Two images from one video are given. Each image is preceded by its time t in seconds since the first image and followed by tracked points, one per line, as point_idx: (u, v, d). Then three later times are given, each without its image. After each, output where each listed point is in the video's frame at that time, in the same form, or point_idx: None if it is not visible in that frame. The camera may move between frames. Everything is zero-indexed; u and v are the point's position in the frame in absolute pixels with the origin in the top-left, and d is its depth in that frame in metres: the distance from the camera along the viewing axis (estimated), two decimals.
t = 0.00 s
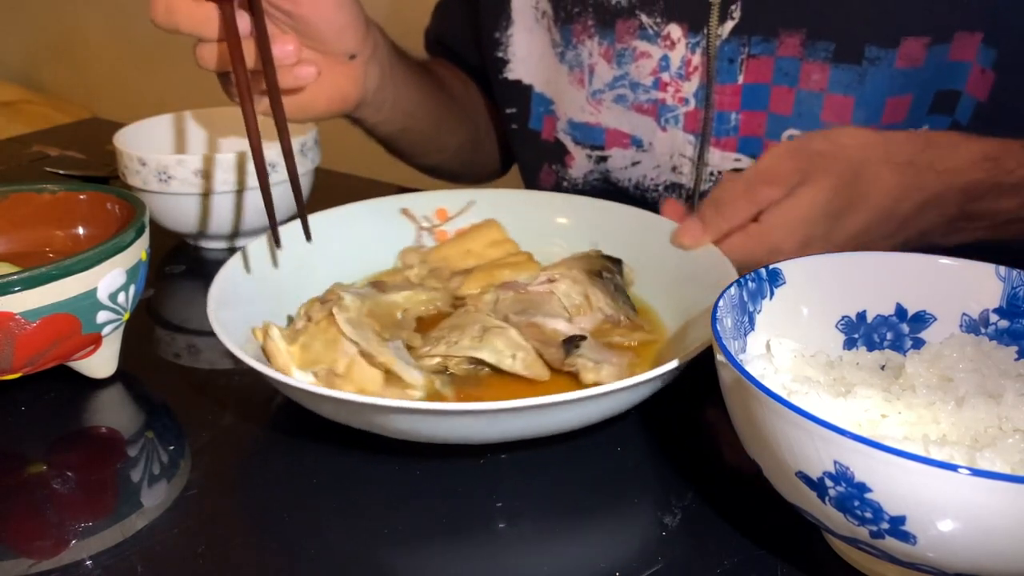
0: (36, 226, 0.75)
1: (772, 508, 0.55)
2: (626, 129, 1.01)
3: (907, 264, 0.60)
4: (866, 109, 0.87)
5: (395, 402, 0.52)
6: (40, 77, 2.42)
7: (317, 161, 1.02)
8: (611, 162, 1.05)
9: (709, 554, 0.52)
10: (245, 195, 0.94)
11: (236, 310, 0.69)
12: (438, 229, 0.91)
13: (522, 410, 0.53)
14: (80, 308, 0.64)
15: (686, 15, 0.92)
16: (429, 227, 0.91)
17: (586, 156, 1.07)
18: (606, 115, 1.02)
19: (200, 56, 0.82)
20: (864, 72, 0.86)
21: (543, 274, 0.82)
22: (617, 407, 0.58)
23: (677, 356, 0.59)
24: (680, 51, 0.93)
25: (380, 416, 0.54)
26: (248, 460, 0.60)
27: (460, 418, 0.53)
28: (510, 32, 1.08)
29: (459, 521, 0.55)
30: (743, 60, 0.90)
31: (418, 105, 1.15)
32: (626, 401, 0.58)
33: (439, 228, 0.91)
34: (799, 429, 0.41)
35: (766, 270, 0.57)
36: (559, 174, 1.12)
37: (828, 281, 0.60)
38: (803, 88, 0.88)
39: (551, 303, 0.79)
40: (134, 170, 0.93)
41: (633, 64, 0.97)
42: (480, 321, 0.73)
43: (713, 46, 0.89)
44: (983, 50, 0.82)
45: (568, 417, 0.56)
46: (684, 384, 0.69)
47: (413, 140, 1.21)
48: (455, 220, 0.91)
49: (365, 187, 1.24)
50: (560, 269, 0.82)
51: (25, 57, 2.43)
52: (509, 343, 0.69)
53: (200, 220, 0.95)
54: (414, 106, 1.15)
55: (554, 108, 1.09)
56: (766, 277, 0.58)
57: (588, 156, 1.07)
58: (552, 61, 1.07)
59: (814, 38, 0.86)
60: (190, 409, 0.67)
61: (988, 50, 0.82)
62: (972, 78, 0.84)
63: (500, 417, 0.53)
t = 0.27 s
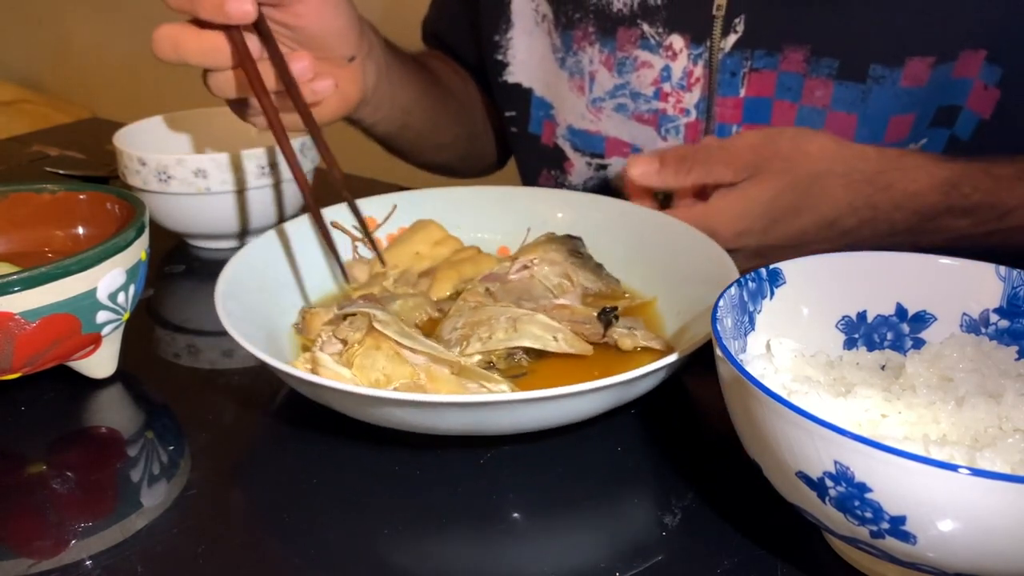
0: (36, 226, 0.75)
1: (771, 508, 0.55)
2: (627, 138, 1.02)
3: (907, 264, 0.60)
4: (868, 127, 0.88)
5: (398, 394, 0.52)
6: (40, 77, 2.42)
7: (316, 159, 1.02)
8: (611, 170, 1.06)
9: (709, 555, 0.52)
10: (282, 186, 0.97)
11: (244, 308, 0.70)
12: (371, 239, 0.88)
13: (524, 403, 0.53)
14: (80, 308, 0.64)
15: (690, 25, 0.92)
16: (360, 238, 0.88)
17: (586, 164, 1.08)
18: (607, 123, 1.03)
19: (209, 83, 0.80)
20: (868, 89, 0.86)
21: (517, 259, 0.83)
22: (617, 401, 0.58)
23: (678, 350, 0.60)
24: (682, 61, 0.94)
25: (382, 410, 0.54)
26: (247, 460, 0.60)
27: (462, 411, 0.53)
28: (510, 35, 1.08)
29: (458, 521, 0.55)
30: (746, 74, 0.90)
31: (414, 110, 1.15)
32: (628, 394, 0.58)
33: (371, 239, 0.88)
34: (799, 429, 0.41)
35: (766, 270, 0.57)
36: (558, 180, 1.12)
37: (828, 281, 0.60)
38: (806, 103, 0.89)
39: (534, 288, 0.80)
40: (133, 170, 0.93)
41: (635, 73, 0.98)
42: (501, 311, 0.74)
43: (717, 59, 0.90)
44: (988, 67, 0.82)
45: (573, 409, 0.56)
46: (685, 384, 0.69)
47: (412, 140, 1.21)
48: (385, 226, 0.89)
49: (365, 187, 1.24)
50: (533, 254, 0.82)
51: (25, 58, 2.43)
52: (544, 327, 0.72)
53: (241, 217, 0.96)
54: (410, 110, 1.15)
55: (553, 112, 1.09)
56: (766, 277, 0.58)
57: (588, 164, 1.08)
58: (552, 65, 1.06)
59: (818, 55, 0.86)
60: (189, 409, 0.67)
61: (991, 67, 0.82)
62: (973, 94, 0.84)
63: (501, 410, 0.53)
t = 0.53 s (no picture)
0: (35, 227, 0.75)
1: (771, 507, 0.55)
2: (634, 142, 1.04)
3: (908, 264, 0.60)
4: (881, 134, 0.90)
5: (398, 394, 0.52)
6: (40, 77, 2.42)
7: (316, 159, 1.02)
8: (617, 174, 1.07)
9: (708, 555, 0.52)
10: (281, 187, 0.97)
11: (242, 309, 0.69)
12: (373, 237, 0.88)
13: (523, 403, 0.53)
14: (80, 308, 0.64)
15: (701, 30, 0.95)
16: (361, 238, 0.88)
17: (592, 167, 1.09)
18: (614, 126, 1.04)
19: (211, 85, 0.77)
20: (883, 97, 0.88)
21: (517, 259, 0.83)
22: (618, 398, 0.58)
23: (677, 351, 0.60)
24: (693, 65, 0.96)
25: (382, 409, 0.55)
26: (247, 460, 0.60)
27: (462, 411, 0.53)
28: (513, 34, 1.08)
29: (458, 521, 0.55)
30: (758, 79, 0.93)
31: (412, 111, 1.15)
32: (627, 394, 0.58)
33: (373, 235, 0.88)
34: (800, 430, 0.41)
35: (766, 270, 0.57)
36: (563, 181, 1.12)
37: (828, 282, 0.60)
38: (819, 108, 0.91)
39: (534, 288, 0.80)
40: (133, 170, 0.93)
41: (644, 76, 1.00)
42: (501, 311, 0.74)
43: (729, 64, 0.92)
44: (1007, 78, 0.84)
45: (574, 407, 0.56)
46: (685, 384, 0.69)
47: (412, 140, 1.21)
48: (385, 226, 0.89)
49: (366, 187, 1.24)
50: (533, 253, 0.82)
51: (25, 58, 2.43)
52: (544, 327, 0.72)
53: (238, 217, 0.96)
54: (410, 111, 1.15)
55: (556, 113, 1.10)
56: (766, 277, 0.58)
57: (595, 167, 1.09)
58: (557, 66, 1.07)
59: (832, 61, 0.89)
60: (190, 410, 0.67)
61: (1011, 77, 0.84)
62: (993, 107, 0.86)
63: (501, 410, 0.53)
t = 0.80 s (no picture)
0: (35, 226, 0.75)
1: (771, 507, 0.55)
2: (638, 141, 1.04)
3: (908, 264, 0.60)
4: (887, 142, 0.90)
5: (398, 394, 0.52)
6: (40, 77, 2.42)
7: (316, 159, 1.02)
8: (620, 173, 1.07)
9: (708, 554, 0.52)
10: (284, 185, 0.98)
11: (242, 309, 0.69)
12: (372, 238, 0.88)
13: (522, 403, 0.53)
14: (80, 308, 0.64)
15: (706, 31, 0.95)
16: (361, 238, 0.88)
17: (594, 167, 1.09)
18: (618, 126, 1.04)
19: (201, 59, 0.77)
20: (888, 102, 0.89)
21: (517, 259, 0.83)
22: (618, 398, 0.58)
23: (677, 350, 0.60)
24: (698, 66, 0.96)
25: (382, 409, 0.55)
26: (247, 460, 0.60)
27: (461, 411, 0.53)
28: (516, 31, 1.09)
29: (458, 521, 0.55)
30: (763, 81, 0.93)
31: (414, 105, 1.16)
32: (627, 394, 0.58)
33: (372, 236, 0.88)
34: (800, 430, 0.41)
35: (766, 270, 0.57)
36: (565, 181, 1.12)
37: (828, 282, 0.60)
38: (824, 112, 0.91)
39: (534, 288, 0.80)
40: (134, 170, 0.93)
41: (648, 76, 1.00)
42: (501, 311, 0.74)
43: (734, 65, 0.93)
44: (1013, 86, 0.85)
45: (574, 408, 0.56)
46: (685, 384, 0.69)
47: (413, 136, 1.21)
48: (385, 226, 0.89)
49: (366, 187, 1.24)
50: (534, 253, 0.82)
51: (25, 58, 2.43)
52: (544, 327, 0.71)
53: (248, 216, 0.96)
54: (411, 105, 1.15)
55: (559, 112, 1.10)
56: (766, 277, 0.58)
57: (598, 166, 1.09)
58: (559, 64, 1.07)
59: (838, 66, 0.89)
60: (190, 410, 0.67)
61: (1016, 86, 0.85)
62: (999, 115, 0.87)
63: (500, 410, 0.53)
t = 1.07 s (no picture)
0: (35, 226, 0.75)
1: (771, 507, 0.55)
2: (638, 140, 1.04)
3: (909, 264, 0.60)
4: (887, 142, 0.90)
5: (398, 394, 0.52)
6: (40, 77, 2.42)
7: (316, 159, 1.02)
8: (622, 171, 1.07)
9: (708, 554, 0.52)
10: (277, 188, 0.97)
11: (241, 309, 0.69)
12: (371, 238, 0.88)
13: (521, 403, 0.53)
14: (80, 308, 0.64)
15: (708, 30, 0.95)
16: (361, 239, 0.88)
17: (595, 165, 1.09)
18: (619, 124, 1.04)
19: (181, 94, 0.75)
20: (889, 101, 0.89)
21: (517, 259, 0.83)
22: (618, 398, 0.58)
23: (677, 350, 0.60)
24: (699, 64, 0.96)
25: (382, 409, 0.55)
26: (247, 461, 0.60)
27: (460, 411, 0.53)
28: (516, 30, 1.09)
29: (458, 520, 0.55)
30: (764, 79, 0.93)
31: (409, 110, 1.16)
32: (626, 394, 0.58)
33: (371, 236, 0.88)
34: (800, 430, 0.41)
35: (766, 270, 0.57)
36: (565, 180, 1.12)
37: (828, 282, 0.60)
38: (824, 111, 0.91)
39: (534, 288, 0.80)
40: (134, 170, 0.93)
41: (649, 75, 0.99)
42: (501, 311, 0.74)
43: (735, 65, 0.93)
44: (1013, 85, 0.85)
45: (574, 408, 0.56)
46: (685, 384, 0.69)
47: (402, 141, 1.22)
48: (385, 227, 0.89)
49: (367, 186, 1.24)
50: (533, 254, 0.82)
51: (25, 58, 2.43)
52: (544, 326, 0.71)
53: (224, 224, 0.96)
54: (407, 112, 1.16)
55: (559, 110, 1.10)
56: (766, 277, 0.58)
57: (599, 165, 1.09)
58: (559, 63, 1.07)
59: (840, 64, 0.89)
60: (190, 410, 0.67)
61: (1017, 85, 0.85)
62: (999, 113, 0.87)
63: (499, 410, 0.53)
